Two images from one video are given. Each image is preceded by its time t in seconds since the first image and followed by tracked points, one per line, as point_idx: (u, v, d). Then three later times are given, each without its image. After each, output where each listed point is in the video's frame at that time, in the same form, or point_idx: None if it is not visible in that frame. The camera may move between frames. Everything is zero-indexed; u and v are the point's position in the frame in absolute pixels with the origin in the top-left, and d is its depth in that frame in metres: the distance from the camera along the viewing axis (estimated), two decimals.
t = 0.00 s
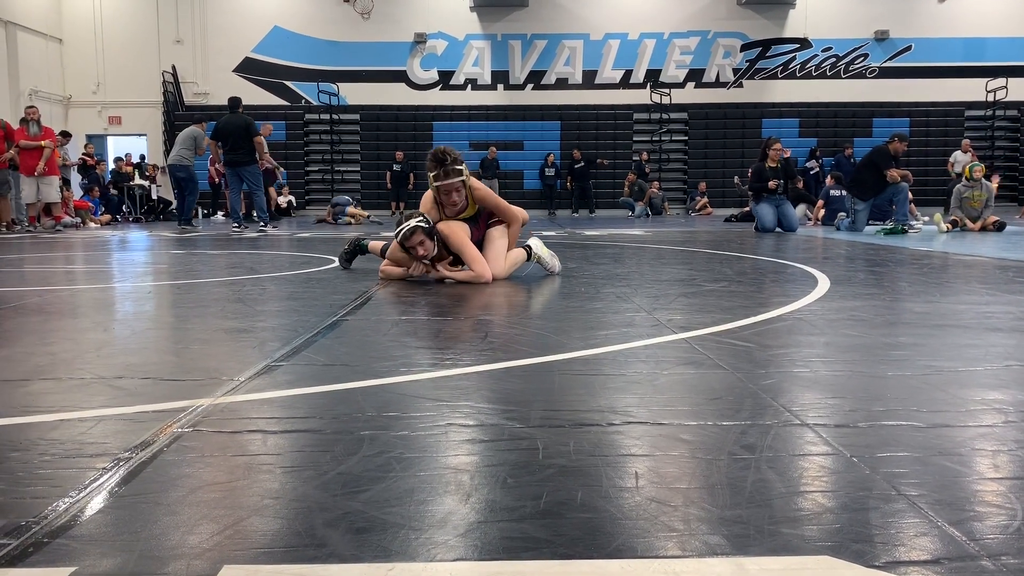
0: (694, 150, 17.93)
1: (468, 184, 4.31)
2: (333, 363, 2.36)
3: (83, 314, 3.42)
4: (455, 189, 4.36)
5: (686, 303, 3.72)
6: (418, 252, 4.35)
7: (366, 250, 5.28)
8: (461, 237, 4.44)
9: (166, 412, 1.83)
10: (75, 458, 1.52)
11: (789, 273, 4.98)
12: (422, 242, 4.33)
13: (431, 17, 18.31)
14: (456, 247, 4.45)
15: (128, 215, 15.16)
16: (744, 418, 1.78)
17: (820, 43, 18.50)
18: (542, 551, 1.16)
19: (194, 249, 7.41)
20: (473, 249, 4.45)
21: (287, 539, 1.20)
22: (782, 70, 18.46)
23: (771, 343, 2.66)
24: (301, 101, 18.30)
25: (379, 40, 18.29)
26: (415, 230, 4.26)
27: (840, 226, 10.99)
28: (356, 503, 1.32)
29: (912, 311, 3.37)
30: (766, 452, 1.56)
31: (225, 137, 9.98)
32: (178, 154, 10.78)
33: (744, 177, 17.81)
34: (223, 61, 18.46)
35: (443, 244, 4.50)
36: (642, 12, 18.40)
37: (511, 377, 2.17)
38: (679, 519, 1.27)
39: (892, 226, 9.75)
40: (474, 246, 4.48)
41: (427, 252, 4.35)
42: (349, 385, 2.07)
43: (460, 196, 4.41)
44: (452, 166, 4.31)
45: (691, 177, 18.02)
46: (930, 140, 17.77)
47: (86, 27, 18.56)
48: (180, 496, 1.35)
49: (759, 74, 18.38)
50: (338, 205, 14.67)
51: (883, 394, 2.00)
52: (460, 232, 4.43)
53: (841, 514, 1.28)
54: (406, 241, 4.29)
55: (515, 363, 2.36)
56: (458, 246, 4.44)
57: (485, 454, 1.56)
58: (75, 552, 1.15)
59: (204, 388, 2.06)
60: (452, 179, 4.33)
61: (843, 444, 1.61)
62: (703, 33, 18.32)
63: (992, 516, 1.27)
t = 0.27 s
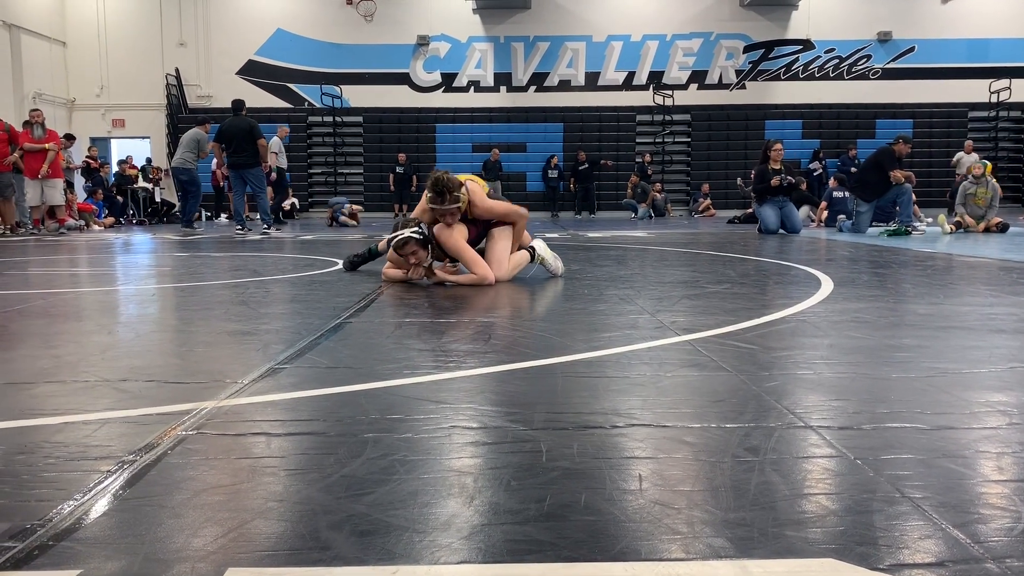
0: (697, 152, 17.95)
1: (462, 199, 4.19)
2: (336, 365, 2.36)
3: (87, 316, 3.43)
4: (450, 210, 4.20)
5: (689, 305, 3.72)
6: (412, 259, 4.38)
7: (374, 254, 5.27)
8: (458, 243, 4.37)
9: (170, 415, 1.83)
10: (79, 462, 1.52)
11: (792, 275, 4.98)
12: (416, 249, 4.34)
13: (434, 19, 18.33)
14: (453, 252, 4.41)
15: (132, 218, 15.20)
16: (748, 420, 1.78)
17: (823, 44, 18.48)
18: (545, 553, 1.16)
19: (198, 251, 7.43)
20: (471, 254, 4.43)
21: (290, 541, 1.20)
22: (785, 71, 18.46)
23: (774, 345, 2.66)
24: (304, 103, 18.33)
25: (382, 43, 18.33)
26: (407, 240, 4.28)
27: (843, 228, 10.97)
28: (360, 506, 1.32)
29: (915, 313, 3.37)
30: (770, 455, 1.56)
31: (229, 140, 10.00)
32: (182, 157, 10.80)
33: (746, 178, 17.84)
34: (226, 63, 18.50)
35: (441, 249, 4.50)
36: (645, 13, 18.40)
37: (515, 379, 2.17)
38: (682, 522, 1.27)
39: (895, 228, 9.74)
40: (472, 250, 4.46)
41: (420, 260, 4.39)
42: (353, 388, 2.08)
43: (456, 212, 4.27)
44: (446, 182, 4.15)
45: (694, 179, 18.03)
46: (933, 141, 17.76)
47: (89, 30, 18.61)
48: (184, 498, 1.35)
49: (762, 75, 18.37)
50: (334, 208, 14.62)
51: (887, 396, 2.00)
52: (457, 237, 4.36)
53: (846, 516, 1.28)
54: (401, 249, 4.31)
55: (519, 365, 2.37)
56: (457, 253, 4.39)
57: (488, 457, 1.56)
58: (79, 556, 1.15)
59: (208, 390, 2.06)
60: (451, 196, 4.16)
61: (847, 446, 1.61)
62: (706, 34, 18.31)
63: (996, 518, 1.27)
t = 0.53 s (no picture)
0: (700, 152, 17.94)
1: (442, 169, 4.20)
2: (339, 366, 2.37)
3: (91, 318, 3.43)
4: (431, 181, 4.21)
5: (692, 305, 3.72)
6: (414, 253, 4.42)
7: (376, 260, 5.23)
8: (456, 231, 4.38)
9: (174, 415, 1.84)
10: (83, 462, 1.53)
11: (795, 275, 4.97)
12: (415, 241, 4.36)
13: (436, 20, 18.36)
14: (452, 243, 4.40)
15: (134, 219, 15.22)
16: (752, 421, 1.78)
17: (825, 44, 18.47)
18: (549, 554, 1.16)
19: (201, 252, 7.44)
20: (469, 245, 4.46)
21: (293, 542, 1.20)
22: (788, 72, 18.44)
23: (777, 346, 2.65)
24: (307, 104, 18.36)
25: (384, 44, 18.35)
26: (406, 237, 4.34)
27: (846, 229, 10.96)
28: (364, 507, 1.32)
29: (919, 313, 3.36)
30: (774, 455, 1.55)
31: (231, 141, 10.01)
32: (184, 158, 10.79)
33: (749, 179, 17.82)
34: (229, 65, 18.53)
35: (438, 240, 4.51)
36: (647, 14, 18.41)
37: (518, 381, 2.17)
38: (685, 523, 1.27)
39: (898, 228, 9.72)
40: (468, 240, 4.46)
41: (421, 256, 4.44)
42: (356, 389, 2.08)
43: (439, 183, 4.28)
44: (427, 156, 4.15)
45: (697, 179, 18.02)
46: (936, 141, 17.73)
47: (93, 31, 18.66)
48: (188, 500, 1.35)
49: (764, 75, 18.36)
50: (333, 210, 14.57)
51: (890, 397, 2.00)
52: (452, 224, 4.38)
53: (849, 517, 1.28)
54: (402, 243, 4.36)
55: (522, 366, 2.36)
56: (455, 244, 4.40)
57: (491, 458, 1.56)
58: (84, 556, 1.15)
59: (211, 391, 2.07)
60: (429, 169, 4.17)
61: (850, 447, 1.61)
62: (708, 34, 18.30)
63: (1000, 519, 1.27)
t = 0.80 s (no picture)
0: (701, 151, 17.93)
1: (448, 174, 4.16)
2: (340, 365, 2.36)
3: (91, 316, 3.43)
4: (438, 185, 4.17)
5: (694, 304, 3.71)
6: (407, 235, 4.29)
7: (363, 259, 5.19)
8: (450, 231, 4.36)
9: (175, 414, 1.84)
10: (84, 460, 1.53)
11: (797, 274, 4.96)
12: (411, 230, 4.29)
13: (437, 19, 18.36)
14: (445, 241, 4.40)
15: (135, 217, 15.23)
16: (753, 420, 1.78)
17: (827, 43, 18.44)
18: (549, 552, 1.16)
19: (201, 250, 7.44)
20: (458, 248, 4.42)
21: (294, 540, 1.20)
22: (790, 70, 18.43)
23: (778, 345, 2.65)
24: (308, 103, 18.35)
25: (385, 43, 18.34)
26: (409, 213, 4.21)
27: (847, 227, 10.95)
28: (364, 505, 1.32)
29: (921, 312, 3.36)
30: (774, 454, 1.55)
31: (232, 140, 10.00)
32: (189, 157, 10.81)
33: (751, 177, 17.82)
34: (230, 63, 18.53)
35: (432, 236, 4.48)
36: (648, 12, 18.40)
37: (519, 379, 2.16)
38: (686, 521, 1.26)
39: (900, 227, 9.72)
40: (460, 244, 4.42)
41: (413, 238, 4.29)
42: (356, 387, 2.08)
43: (445, 187, 4.23)
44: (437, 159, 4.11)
45: (698, 178, 18.00)
46: (938, 140, 17.72)
47: (94, 30, 18.66)
48: (189, 497, 1.35)
49: (766, 74, 18.35)
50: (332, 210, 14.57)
51: (891, 396, 2.00)
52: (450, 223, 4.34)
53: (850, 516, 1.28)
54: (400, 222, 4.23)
55: (523, 364, 2.36)
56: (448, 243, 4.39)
57: (492, 456, 1.55)
58: (85, 553, 1.15)
59: (212, 389, 2.07)
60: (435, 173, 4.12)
61: (852, 446, 1.60)
62: (710, 33, 18.29)
63: (1002, 518, 1.27)
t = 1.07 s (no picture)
0: (701, 153, 17.95)
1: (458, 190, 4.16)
2: (340, 365, 2.36)
3: (92, 315, 3.43)
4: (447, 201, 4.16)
5: (693, 305, 3.71)
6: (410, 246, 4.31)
7: (365, 263, 5.21)
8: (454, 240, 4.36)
9: (176, 413, 1.84)
10: (86, 459, 1.53)
11: (797, 276, 4.97)
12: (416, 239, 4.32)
13: (438, 19, 18.36)
14: (446, 246, 4.42)
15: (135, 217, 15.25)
16: (753, 421, 1.78)
17: (828, 44, 18.44)
18: (550, 553, 1.16)
19: (202, 250, 7.45)
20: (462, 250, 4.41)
21: (294, 540, 1.20)
22: (790, 72, 18.42)
23: (779, 346, 2.65)
24: (308, 103, 18.34)
25: (386, 43, 18.34)
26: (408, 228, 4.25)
27: (847, 229, 10.96)
28: (364, 505, 1.32)
29: (921, 314, 3.35)
30: (775, 455, 1.55)
31: (233, 140, 10.01)
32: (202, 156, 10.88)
33: (750, 179, 17.87)
34: (230, 63, 18.54)
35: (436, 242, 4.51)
36: (649, 14, 18.42)
37: (519, 379, 2.16)
38: (687, 522, 1.27)
39: (900, 229, 9.72)
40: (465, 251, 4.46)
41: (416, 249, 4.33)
42: (356, 387, 2.08)
43: (454, 203, 4.23)
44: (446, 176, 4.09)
45: (698, 180, 18.04)
46: (938, 142, 17.74)
47: (95, 30, 18.67)
48: (189, 497, 1.35)
49: (767, 76, 18.35)
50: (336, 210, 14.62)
51: (891, 397, 2.00)
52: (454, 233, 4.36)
53: (850, 517, 1.28)
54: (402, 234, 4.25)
55: (523, 364, 2.37)
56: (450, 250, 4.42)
57: (492, 457, 1.56)
58: (85, 553, 1.15)
59: (212, 389, 2.07)
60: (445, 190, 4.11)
61: (851, 447, 1.61)
62: (710, 35, 18.31)
63: (1002, 519, 1.27)
